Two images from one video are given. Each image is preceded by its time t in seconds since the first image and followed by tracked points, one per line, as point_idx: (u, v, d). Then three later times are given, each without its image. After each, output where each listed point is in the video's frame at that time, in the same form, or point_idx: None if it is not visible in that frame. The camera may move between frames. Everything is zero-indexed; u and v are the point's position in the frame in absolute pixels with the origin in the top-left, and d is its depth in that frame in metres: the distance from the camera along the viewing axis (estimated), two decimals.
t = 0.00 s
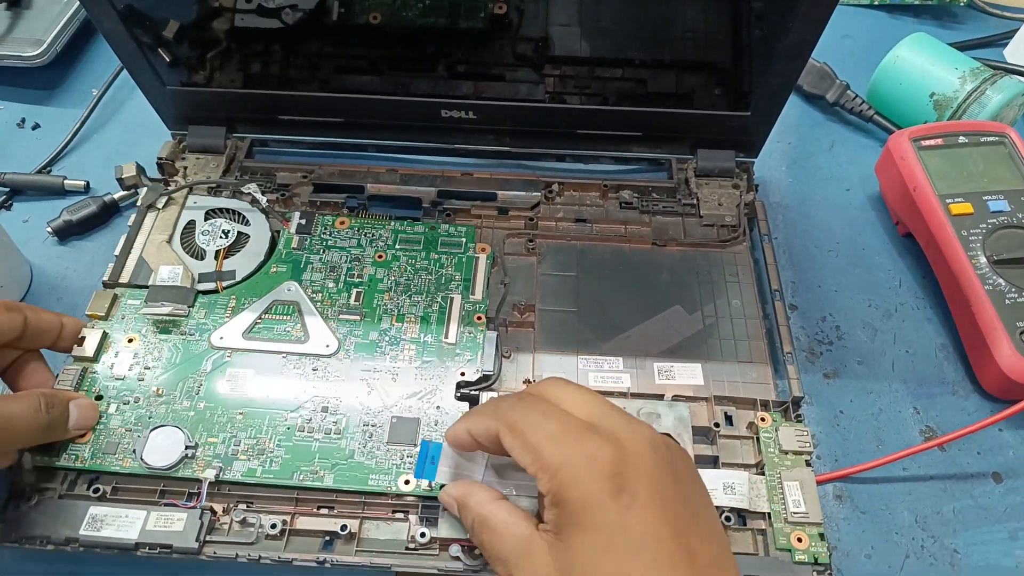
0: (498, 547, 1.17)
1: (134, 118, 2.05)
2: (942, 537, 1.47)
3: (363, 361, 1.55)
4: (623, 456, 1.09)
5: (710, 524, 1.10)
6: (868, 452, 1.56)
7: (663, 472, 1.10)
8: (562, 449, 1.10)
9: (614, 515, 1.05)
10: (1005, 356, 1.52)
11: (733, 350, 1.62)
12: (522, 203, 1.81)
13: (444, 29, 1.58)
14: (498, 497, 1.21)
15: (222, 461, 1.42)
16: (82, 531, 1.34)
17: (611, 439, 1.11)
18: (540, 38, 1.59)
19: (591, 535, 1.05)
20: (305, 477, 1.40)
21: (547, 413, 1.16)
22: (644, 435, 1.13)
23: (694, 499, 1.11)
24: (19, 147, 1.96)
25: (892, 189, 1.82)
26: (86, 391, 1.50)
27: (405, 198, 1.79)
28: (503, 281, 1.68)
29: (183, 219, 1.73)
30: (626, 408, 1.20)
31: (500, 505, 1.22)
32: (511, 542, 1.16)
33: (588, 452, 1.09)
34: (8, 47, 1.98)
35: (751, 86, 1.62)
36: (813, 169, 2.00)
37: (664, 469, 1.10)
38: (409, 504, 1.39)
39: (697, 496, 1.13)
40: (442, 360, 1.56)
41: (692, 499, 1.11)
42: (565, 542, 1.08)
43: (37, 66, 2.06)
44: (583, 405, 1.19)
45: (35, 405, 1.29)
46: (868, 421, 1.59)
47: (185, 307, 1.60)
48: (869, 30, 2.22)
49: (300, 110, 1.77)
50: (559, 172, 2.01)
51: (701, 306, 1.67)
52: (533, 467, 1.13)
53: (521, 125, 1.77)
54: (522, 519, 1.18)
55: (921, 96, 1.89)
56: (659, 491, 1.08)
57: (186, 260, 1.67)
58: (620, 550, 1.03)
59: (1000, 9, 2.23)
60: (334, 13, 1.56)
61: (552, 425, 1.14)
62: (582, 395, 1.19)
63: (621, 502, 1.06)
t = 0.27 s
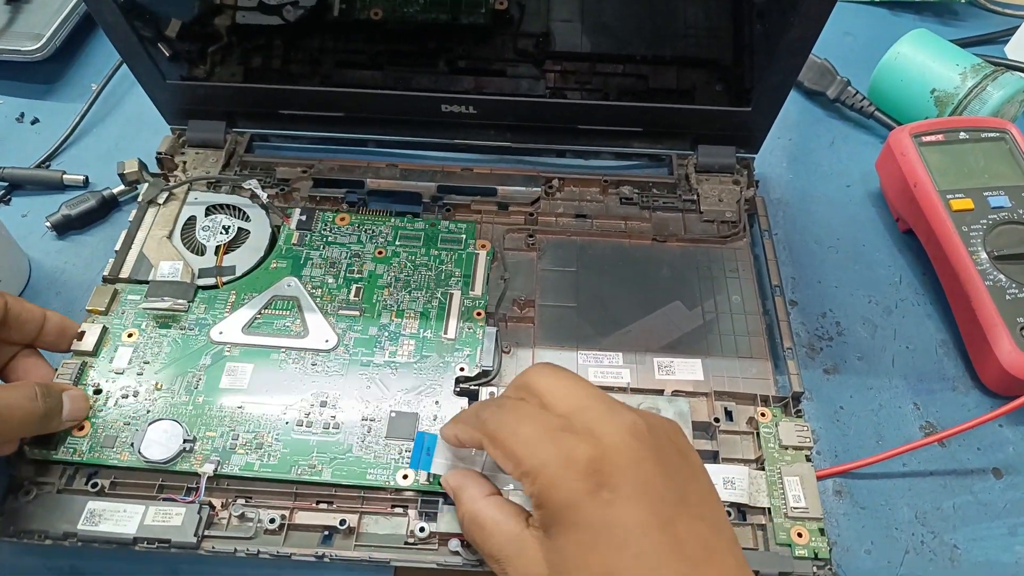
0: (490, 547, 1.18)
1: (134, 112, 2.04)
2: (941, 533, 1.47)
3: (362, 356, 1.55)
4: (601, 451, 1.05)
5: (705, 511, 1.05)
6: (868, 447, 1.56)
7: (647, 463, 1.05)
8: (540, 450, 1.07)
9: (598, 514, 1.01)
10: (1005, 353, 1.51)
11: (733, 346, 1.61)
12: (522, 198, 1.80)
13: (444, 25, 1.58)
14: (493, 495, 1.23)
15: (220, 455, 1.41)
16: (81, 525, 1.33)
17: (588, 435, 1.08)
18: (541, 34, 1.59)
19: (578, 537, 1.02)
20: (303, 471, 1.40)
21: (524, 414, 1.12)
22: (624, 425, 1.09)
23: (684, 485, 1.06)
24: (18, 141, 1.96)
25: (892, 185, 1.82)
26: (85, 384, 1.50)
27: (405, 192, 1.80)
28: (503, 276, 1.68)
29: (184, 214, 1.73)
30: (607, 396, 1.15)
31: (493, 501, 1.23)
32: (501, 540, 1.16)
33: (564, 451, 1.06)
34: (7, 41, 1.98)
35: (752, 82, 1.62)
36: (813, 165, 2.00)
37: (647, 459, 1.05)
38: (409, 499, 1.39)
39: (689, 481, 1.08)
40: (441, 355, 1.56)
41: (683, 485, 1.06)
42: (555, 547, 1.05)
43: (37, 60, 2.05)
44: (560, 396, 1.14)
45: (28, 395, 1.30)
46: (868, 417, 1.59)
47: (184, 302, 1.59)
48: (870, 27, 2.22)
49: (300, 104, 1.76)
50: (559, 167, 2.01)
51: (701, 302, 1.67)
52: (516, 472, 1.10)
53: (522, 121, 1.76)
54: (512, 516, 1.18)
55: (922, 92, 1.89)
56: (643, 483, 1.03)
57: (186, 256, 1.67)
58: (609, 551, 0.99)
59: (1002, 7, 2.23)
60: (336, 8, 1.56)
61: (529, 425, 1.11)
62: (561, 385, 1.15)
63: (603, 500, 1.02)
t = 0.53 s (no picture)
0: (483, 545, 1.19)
1: (133, 107, 2.04)
2: (942, 527, 1.46)
3: (361, 350, 1.55)
4: (580, 434, 1.04)
5: (694, 477, 1.06)
6: (868, 442, 1.55)
7: (627, 437, 1.04)
8: (522, 443, 1.06)
9: (585, 497, 1.02)
10: (1007, 347, 1.51)
11: (733, 340, 1.61)
12: (521, 192, 1.80)
13: (444, 19, 1.59)
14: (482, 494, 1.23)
15: (219, 448, 1.41)
16: (79, 518, 1.33)
17: (565, 420, 1.06)
18: (540, 27, 1.59)
19: (570, 522, 1.04)
20: (302, 464, 1.40)
21: (501, 408, 1.10)
22: (599, 403, 1.07)
23: (669, 452, 1.06)
24: (17, 135, 1.96)
25: (894, 179, 1.81)
26: (84, 378, 1.50)
27: (404, 186, 1.80)
28: (503, 270, 1.68)
29: (183, 209, 1.73)
30: (580, 374, 1.12)
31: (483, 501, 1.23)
32: (493, 539, 1.18)
33: (544, 442, 1.04)
34: (6, 35, 1.98)
35: (753, 75, 1.61)
36: (814, 159, 1.99)
37: (627, 434, 1.05)
38: (407, 492, 1.38)
39: (672, 445, 1.08)
40: (440, 349, 1.55)
41: (667, 451, 1.06)
42: (549, 532, 1.07)
43: (36, 55, 2.05)
44: (540, 379, 1.11)
45: (28, 388, 1.30)
46: (868, 412, 1.59)
47: (183, 296, 1.59)
48: (871, 20, 2.21)
49: (298, 98, 1.76)
50: (559, 161, 2.00)
51: (701, 296, 1.66)
52: (502, 465, 1.10)
53: (521, 114, 1.76)
54: (502, 514, 1.19)
55: (923, 86, 1.88)
56: (625, 458, 1.03)
57: (185, 250, 1.67)
58: (601, 529, 1.01)
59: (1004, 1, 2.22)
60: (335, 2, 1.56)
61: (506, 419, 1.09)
62: (535, 367, 1.12)
63: (588, 482, 1.02)
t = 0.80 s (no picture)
0: (494, 517, 1.13)
1: (128, 100, 2.03)
2: (940, 525, 1.45)
3: (357, 345, 1.54)
4: (593, 369, 1.06)
5: (701, 412, 1.07)
6: (867, 439, 1.54)
7: (638, 375, 1.06)
8: (534, 379, 1.06)
9: (598, 424, 1.01)
10: (1006, 344, 1.50)
11: (732, 336, 1.60)
12: (518, 187, 1.79)
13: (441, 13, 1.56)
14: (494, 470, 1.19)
15: (213, 444, 1.40)
16: (72, 514, 1.32)
17: (576, 358, 1.08)
18: (538, 22, 1.57)
19: (582, 453, 1.02)
20: (297, 461, 1.39)
21: (509, 356, 1.12)
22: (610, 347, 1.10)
23: (680, 397, 1.08)
24: (12, 128, 1.94)
25: (894, 174, 1.80)
26: (78, 373, 1.49)
27: (401, 180, 1.78)
28: (500, 266, 1.67)
29: (179, 203, 1.71)
30: (587, 328, 1.16)
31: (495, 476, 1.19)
32: (505, 509, 1.12)
33: (556, 376, 1.06)
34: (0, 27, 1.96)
35: (753, 70, 1.60)
36: (813, 155, 1.98)
37: (636, 370, 1.07)
38: (403, 489, 1.37)
39: (683, 393, 1.10)
40: (437, 344, 1.54)
41: (678, 394, 1.08)
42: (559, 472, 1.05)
43: (30, 47, 2.04)
44: (541, 337, 1.16)
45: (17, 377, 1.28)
46: (867, 409, 1.58)
47: (178, 290, 1.58)
48: (872, 16, 2.20)
49: (295, 92, 1.74)
50: (557, 156, 1.99)
51: (700, 292, 1.65)
52: (512, 410, 1.09)
53: (519, 109, 1.74)
54: (513, 483, 1.14)
55: (924, 81, 1.87)
56: (638, 393, 1.04)
57: (180, 244, 1.65)
58: (614, 458, 1.00)
59: None
60: None
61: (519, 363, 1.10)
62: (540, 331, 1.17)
63: (601, 411, 1.02)
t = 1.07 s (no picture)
0: (488, 492, 1.14)
1: (125, 95, 2.02)
2: (939, 520, 1.45)
3: (354, 341, 1.53)
4: (563, 336, 1.05)
5: (681, 375, 1.05)
6: (866, 434, 1.54)
7: (611, 339, 1.05)
8: (508, 351, 1.07)
9: (572, 386, 1.00)
10: (1006, 338, 1.49)
11: (730, 331, 1.60)
12: (516, 182, 1.78)
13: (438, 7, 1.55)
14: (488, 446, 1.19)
15: (210, 439, 1.40)
16: (68, 509, 1.31)
17: (548, 326, 1.08)
18: (536, 16, 1.56)
19: (559, 417, 1.01)
20: (293, 456, 1.38)
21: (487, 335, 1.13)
22: (582, 314, 1.09)
23: (659, 359, 1.06)
24: (8, 123, 1.93)
25: (893, 169, 1.79)
26: (74, 368, 1.48)
27: (398, 175, 1.77)
28: (498, 261, 1.66)
29: (176, 198, 1.71)
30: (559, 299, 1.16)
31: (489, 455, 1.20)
32: (496, 483, 1.12)
33: (529, 345, 1.05)
34: None
35: (752, 64, 1.59)
36: (812, 150, 1.97)
37: (610, 336, 1.06)
38: (400, 484, 1.37)
39: (661, 355, 1.08)
40: (434, 339, 1.54)
41: (654, 356, 1.06)
42: (540, 438, 1.04)
43: (27, 42, 2.03)
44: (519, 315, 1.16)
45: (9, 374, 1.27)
46: (866, 404, 1.57)
47: (175, 286, 1.57)
48: (871, 10, 2.19)
49: (292, 86, 1.73)
50: (555, 151, 1.98)
51: (698, 288, 1.65)
52: (492, 384, 1.10)
53: (518, 104, 1.74)
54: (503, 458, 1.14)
55: (923, 76, 1.87)
56: (612, 355, 1.03)
57: (177, 239, 1.65)
58: (590, 419, 0.98)
59: None
60: None
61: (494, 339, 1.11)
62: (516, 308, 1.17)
63: (574, 373, 1.01)
